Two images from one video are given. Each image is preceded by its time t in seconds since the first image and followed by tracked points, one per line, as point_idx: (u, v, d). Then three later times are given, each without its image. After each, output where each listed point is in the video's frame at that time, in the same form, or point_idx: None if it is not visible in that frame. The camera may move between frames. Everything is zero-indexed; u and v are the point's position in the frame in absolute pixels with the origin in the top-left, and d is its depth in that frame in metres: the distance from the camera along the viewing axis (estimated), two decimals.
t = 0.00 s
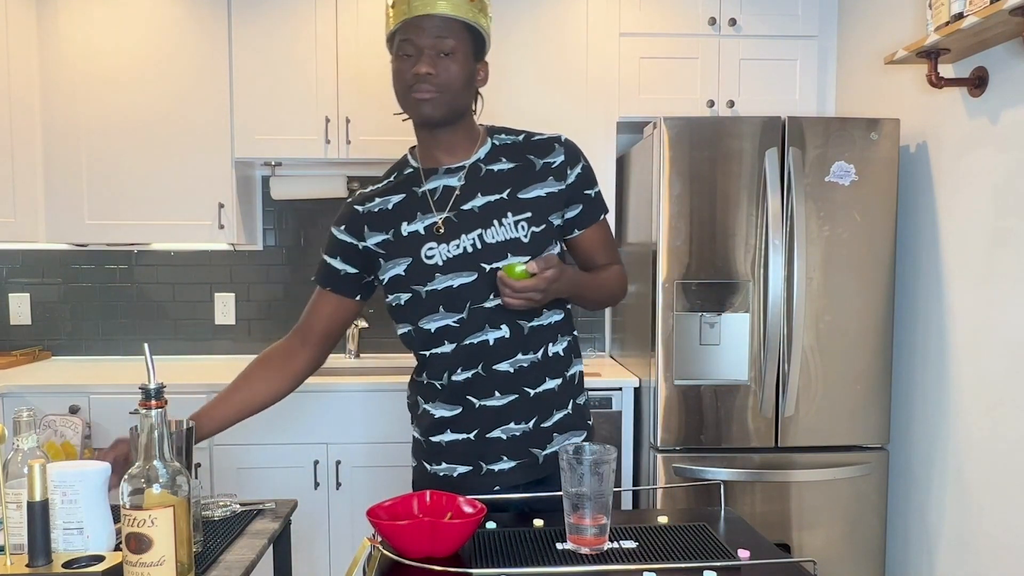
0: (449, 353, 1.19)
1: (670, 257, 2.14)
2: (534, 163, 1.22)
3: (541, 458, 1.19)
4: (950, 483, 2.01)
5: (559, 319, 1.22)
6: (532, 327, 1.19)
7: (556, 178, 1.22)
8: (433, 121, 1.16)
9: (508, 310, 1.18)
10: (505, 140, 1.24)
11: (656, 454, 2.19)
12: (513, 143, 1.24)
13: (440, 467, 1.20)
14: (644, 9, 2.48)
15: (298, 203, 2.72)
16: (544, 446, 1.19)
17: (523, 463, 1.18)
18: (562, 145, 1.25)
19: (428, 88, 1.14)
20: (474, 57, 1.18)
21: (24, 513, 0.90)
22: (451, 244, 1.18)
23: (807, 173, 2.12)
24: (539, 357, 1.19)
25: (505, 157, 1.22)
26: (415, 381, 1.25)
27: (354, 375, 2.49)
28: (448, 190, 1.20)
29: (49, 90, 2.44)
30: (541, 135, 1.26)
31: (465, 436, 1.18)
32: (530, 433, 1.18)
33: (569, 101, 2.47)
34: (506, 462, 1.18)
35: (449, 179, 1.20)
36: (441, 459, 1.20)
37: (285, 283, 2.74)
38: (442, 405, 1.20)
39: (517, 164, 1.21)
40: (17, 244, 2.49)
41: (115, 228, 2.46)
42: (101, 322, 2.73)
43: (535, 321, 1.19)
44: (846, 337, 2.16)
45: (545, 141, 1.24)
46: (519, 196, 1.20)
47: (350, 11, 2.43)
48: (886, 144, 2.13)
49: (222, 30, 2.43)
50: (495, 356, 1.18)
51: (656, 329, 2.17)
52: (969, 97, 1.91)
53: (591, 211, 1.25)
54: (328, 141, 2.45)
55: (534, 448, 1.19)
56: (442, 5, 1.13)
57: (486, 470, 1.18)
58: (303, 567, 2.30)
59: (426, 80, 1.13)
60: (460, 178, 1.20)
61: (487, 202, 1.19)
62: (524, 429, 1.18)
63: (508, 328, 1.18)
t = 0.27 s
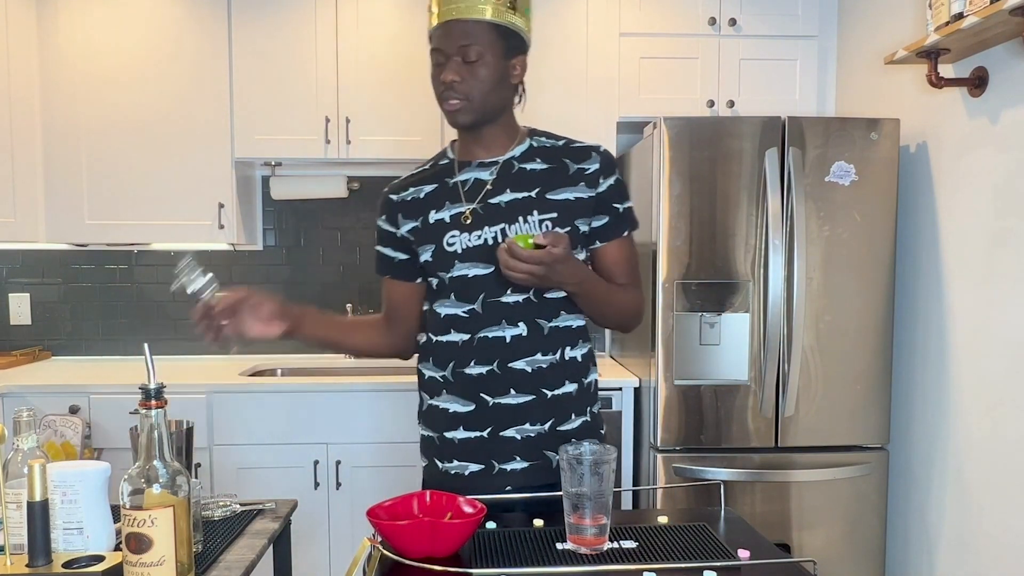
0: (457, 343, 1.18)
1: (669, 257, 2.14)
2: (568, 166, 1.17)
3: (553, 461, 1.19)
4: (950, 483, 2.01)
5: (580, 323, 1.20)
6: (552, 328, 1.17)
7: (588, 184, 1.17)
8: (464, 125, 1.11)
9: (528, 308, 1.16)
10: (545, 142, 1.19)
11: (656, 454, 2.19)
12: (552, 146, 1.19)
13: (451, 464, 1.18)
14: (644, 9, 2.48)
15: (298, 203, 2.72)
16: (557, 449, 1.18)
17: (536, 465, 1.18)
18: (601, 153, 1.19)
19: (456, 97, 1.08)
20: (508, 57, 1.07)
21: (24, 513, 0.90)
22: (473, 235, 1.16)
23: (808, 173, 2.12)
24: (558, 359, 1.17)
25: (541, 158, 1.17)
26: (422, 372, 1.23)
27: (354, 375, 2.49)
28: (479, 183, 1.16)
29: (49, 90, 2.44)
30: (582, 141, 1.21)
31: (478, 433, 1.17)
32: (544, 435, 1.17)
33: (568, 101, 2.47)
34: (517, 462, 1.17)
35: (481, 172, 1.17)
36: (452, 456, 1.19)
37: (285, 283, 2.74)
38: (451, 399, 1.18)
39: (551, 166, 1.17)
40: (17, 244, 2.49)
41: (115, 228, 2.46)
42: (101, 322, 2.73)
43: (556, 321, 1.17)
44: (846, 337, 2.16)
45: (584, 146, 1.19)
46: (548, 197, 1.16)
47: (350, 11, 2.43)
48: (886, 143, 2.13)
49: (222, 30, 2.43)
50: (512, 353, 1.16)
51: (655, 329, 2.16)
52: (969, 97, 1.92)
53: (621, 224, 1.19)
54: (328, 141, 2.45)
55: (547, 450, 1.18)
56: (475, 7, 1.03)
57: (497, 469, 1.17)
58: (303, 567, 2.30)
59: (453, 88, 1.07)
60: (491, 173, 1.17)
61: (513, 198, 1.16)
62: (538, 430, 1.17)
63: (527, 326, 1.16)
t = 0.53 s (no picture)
0: (476, 328, 1.18)
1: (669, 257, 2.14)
2: (606, 170, 1.16)
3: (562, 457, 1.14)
4: (951, 483, 2.01)
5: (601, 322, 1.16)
6: (569, 321, 1.14)
7: (623, 188, 1.14)
8: (522, 126, 1.14)
9: (546, 298, 1.14)
10: (590, 147, 1.18)
11: (656, 454, 2.19)
12: (596, 150, 1.17)
13: (462, 449, 1.17)
14: (644, 9, 2.48)
15: (297, 203, 2.72)
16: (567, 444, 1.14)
17: (543, 458, 1.14)
18: (642, 161, 1.17)
19: (518, 99, 1.10)
20: (562, 58, 1.11)
21: (25, 513, 0.90)
22: (502, 224, 1.16)
23: (807, 173, 2.12)
24: (573, 353, 1.14)
25: (581, 159, 1.16)
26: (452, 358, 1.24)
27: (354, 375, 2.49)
28: (518, 176, 1.17)
29: (50, 90, 2.44)
30: (627, 150, 1.19)
31: (487, 420, 1.15)
32: (554, 428, 1.14)
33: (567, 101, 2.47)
34: (523, 453, 1.14)
35: (522, 167, 1.17)
36: (463, 442, 1.17)
37: (285, 283, 2.74)
38: (468, 384, 1.17)
39: (590, 168, 1.16)
40: (17, 244, 2.49)
41: (115, 228, 2.46)
42: (101, 322, 2.73)
43: (573, 315, 1.14)
44: (846, 337, 2.16)
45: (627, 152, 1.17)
46: (579, 195, 1.15)
47: (349, 11, 2.43)
48: (886, 143, 2.13)
49: (222, 30, 2.43)
50: (525, 342, 1.14)
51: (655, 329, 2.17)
52: (969, 97, 1.92)
53: (653, 231, 1.14)
54: (328, 141, 2.45)
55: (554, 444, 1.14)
56: (534, 12, 1.07)
57: (502, 458, 1.14)
58: (303, 567, 2.30)
59: (514, 90, 1.10)
60: (531, 168, 1.17)
61: (546, 193, 1.15)
62: (547, 423, 1.14)
63: (542, 316, 1.14)
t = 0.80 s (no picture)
0: (517, 319, 1.16)
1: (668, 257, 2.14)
2: (649, 177, 1.18)
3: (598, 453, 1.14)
4: (951, 483, 2.01)
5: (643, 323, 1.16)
6: (612, 319, 1.15)
7: (666, 195, 1.17)
8: (585, 133, 1.15)
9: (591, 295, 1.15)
10: (631, 155, 1.21)
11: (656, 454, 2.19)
12: (637, 158, 1.20)
13: (495, 438, 1.16)
14: (644, 9, 2.48)
15: (297, 203, 2.72)
16: (604, 440, 1.14)
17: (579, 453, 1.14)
18: (682, 171, 1.20)
19: (582, 109, 1.13)
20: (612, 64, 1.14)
21: (25, 513, 0.90)
22: (550, 221, 1.16)
23: (808, 173, 2.12)
24: (614, 351, 1.14)
25: (625, 165, 1.19)
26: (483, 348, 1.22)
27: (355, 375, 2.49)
28: (565, 175, 1.18)
29: (50, 90, 2.44)
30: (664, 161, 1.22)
31: (526, 411, 1.14)
32: (592, 424, 1.14)
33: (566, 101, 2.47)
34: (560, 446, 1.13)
35: (569, 167, 1.18)
36: (498, 431, 1.16)
37: (285, 283, 2.74)
38: (507, 374, 1.16)
39: (633, 174, 1.18)
40: (17, 244, 2.49)
41: (115, 228, 2.46)
42: (101, 322, 2.73)
43: (616, 314, 1.15)
44: (846, 337, 2.16)
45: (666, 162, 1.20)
46: (626, 199, 1.17)
47: (349, 11, 2.43)
48: (886, 143, 2.12)
49: (222, 30, 2.43)
50: (569, 337, 1.14)
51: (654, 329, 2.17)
52: (969, 97, 1.92)
53: (689, 238, 1.17)
54: (328, 141, 2.45)
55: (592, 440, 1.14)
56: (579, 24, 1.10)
57: (539, 449, 1.14)
58: (303, 567, 2.30)
59: (579, 100, 1.12)
60: (579, 169, 1.18)
61: (593, 194, 1.17)
62: (586, 418, 1.14)
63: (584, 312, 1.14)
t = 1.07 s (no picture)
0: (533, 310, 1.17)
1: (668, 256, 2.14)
2: (666, 183, 1.20)
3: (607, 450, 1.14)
4: (951, 483, 2.01)
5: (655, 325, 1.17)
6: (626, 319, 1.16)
7: (682, 202, 1.19)
8: (603, 136, 1.17)
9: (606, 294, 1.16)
10: (646, 162, 1.23)
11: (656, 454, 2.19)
12: (653, 165, 1.22)
13: (504, 428, 1.16)
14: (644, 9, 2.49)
15: (297, 203, 2.72)
16: (614, 438, 1.14)
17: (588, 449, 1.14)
18: (696, 181, 1.22)
19: (600, 112, 1.14)
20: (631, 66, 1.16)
21: (25, 513, 0.89)
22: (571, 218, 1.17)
23: (808, 173, 2.12)
24: (626, 351, 1.15)
25: (643, 170, 1.20)
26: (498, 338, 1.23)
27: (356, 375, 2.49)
28: (587, 175, 1.19)
29: (51, 90, 2.44)
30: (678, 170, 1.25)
31: (538, 402, 1.15)
32: (603, 420, 1.14)
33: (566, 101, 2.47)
34: (570, 439, 1.14)
35: (589, 167, 1.19)
36: (507, 420, 1.16)
37: (285, 283, 2.74)
38: (520, 364, 1.17)
39: (651, 179, 1.19)
40: (17, 244, 2.49)
41: (115, 228, 2.46)
42: (101, 322, 2.73)
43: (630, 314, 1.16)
44: (846, 338, 2.16)
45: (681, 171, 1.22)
46: (644, 203, 1.18)
47: (349, 11, 2.43)
48: (886, 143, 2.12)
49: (222, 30, 2.43)
50: (583, 333, 1.15)
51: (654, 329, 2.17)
52: (969, 97, 1.92)
53: (699, 245, 1.18)
54: (327, 141, 2.45)
55: (602, 437, 1.14)
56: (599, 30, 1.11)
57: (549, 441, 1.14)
58: (303, 567, 2.30)
59: (598, 103, 1.13)
60: (599, 169, 1.19)
61: (612, 195, 1.18)
62: (597, 415, 1.14)
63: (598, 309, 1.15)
